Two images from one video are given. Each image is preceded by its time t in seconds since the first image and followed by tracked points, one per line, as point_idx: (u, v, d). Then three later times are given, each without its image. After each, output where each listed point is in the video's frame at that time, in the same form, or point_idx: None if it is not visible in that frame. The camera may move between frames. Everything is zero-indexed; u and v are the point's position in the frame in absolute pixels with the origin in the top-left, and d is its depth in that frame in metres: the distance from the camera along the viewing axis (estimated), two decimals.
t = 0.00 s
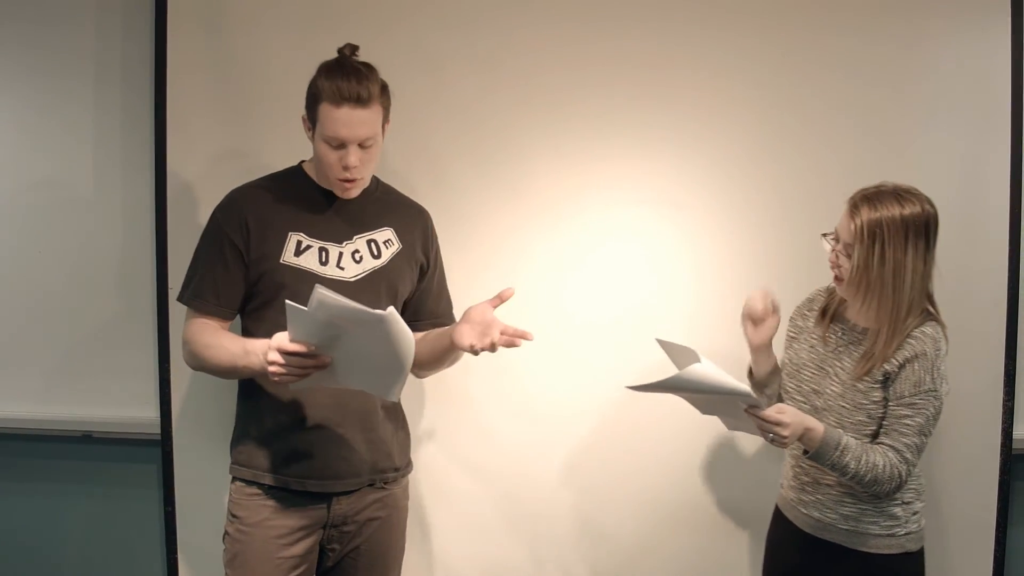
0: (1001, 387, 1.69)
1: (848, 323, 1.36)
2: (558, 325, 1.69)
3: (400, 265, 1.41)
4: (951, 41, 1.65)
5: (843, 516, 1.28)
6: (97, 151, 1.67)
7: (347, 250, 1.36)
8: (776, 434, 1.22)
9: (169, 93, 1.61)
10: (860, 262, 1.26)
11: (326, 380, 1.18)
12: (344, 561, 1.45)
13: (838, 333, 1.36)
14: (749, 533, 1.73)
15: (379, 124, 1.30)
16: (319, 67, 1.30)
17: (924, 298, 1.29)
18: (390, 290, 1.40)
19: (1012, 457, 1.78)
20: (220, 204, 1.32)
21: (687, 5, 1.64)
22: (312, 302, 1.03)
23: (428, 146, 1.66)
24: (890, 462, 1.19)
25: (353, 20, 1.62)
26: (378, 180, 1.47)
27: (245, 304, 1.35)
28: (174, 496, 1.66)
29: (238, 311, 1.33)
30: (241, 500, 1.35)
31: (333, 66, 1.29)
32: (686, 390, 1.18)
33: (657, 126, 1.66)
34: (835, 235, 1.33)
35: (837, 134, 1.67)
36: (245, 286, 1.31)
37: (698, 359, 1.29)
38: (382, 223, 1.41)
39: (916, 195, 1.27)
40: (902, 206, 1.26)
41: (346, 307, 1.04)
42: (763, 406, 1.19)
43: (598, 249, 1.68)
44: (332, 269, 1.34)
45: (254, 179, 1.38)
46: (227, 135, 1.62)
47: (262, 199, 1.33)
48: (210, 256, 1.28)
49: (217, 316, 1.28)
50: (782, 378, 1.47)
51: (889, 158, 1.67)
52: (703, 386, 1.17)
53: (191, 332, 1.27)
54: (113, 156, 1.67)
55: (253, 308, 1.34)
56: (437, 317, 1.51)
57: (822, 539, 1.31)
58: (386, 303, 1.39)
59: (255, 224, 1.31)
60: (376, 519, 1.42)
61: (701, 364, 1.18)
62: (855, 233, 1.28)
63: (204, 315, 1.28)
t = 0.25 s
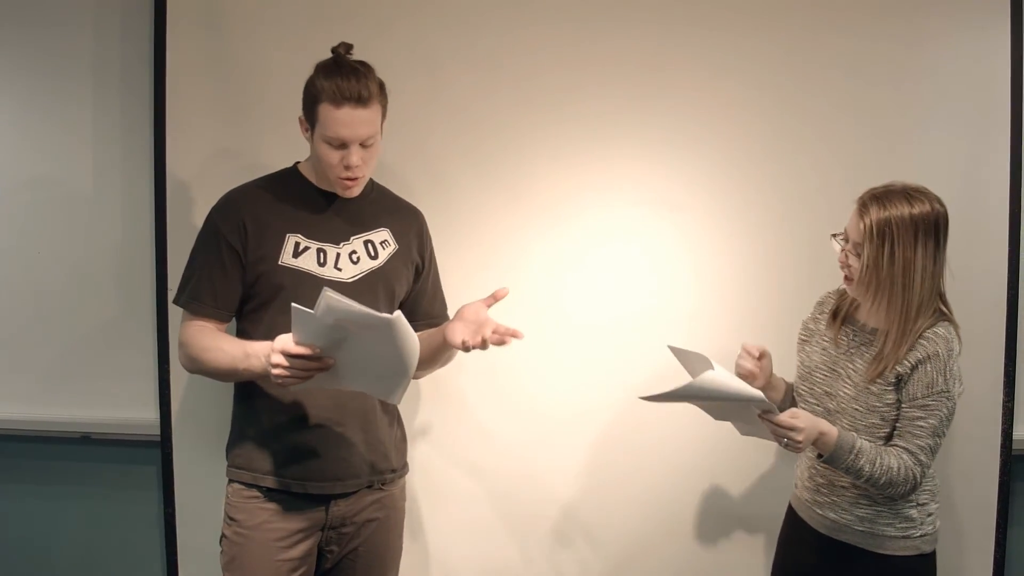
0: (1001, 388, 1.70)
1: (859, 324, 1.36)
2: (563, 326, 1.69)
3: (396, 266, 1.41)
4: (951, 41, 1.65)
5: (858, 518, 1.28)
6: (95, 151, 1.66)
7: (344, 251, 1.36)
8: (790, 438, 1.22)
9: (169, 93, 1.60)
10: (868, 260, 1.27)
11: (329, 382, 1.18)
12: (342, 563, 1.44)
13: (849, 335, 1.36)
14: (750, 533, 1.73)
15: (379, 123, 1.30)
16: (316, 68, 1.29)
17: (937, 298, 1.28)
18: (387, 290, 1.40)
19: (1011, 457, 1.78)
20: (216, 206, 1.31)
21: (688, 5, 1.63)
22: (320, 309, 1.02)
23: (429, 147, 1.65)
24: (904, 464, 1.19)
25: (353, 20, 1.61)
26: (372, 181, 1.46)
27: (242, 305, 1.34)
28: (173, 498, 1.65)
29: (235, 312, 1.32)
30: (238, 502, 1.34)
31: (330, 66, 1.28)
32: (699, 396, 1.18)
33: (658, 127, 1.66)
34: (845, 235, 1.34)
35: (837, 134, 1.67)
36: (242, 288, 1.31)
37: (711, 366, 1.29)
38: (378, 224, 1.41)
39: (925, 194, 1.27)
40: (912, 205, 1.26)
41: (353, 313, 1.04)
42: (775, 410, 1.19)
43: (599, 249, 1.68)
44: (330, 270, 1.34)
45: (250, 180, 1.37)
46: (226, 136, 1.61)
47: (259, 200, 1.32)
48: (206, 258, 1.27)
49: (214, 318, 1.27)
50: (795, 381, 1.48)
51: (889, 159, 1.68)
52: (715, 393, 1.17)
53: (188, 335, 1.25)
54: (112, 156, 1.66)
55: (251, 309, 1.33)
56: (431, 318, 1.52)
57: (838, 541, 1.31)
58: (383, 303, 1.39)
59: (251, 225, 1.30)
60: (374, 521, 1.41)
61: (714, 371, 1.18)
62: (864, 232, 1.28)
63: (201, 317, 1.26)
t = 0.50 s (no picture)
0: (1001, 388, 1.70)
1: (858, 325, 1.36)
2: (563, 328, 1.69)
3: (393, 265, 1.42)
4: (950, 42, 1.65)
5: (860, 518, 1.28)
6: (94, 152, 1.66)
7: (341, 251, 1.36)
8: (795, 445, 1.21)
9: (169, 94, 1.60)
10: (866, 258, 1.27)
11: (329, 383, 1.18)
12: (342, 565, 1.44)
13: (848, 336, 1.37)
14: (750, 533, 1.73)
15: (374, 121, 1.31)
16: (311, 66, 1.29)
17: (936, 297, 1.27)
18: (385, 290, 1.40)
19: (1012, 457, 1.78)
20: (213, 208, 1.31)
21: (688, 5, 1.63)
22: (321, 309, 1.02)
23: (428, 147, 1.65)
24: (906, 466, 1.19)
25: (353, 21, 1.61)
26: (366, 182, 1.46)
27: (240, 307, 1.34)
28: (173, 500, 1.64)
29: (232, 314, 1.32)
30: (238, 505, 1.34)
31: (324, 64, 1.28)
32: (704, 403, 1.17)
33: (658, 128, 1.66)
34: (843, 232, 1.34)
35: (836, 135, 1.67)
36: (240, 289, 1.30)
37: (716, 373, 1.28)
38: (374, 224, 1.41)
39: (926, 196, 1.27)
40: (913, 207, 1.26)
41: (356, 311, 1.03)
42: (779, 416, 1.18)
43: (599, 250, 1.68)
44: (328, 271, 1.34)
45: (245, 182, 1.37)
46: (226, 137, 1.61)
47: (256, 201, 1.32)
48: (203, 260, 1.26)
49: (211, 320, 1.27)
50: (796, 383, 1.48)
51: (889, 160, 1.67)
52: (719, 399, 1.17)
53: (187, 339, 1.25)
54: (112, 158, 1.66)
55: (249, 311, 1.33)
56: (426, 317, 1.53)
57: (839, 541, 1.31)
58: (381, 303, 1.40)
59: (248, 227, 1.30)
60: (374, 522, 1.41)
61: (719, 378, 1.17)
62: (864, 230, 1.28)
63: (198, 320, 1.26)
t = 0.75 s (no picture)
0: (1001, 389, 1.69)
1: (845, 327, 1.36)
2: (559, 329, 1.69)
3: (390, 263, 1.43)
4: (950, 42, 1.65)
5: (846, 520, 1.28)
6: (95, 154, 1.67)
7: (338, 250, 1.37)
8: (790, 447, 1.21)
9: (168, 97, 1.61)
10: (853, 257, 1.28)
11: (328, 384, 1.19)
12: (342, 567, 1.44)
13: (835, 338, 1.36)
14: (749, 534, 1.73)
15: (369, 113, 1.34)
16: (304, 62, 1.32)
17: (921, 299, 1.28)
18: (382, 288, 1.41)
19: (1012, 459, 1.77)
20: (208, 211, 1.31)
21: (686, 6, 1.63)
22: (325, 311, 1.02)
23: (427, 149, 1.65)
24: (899, 467, 1.19)
25: (352, 23, 1.62)
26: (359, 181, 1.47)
27: (238, 309, 1.34)
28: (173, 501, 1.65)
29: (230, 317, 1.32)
30: (239, 508, 1.33)
31: (318, 60, 1.32)
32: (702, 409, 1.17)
33: (656, 129, 1.66)
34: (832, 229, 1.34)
35: (835, 135, 1.67)
36: (238, 291, 1.31)
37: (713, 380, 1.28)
38: (369, 223, 1.42)
39: (919, 204, 1.28)
40: (904, 211, 1.26)
41: (359, 314, 1.03)
42: (775, 420, 1.19)
43: (596, 251, 1.68)
44: (326, 270, 1.35)
45: (239, 184, 1.37)
46: (225, 139, 1.62)
47: (253, 202, 1.33)
48: (200, 263, 1.27)
49: (209, 323, 1.27)
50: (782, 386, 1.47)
51: (888, 160, 1.67)
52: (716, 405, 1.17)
53: (187, 342, 1.25)
54: (112, 160, 1.67)
55: (247, 313, 1.33)
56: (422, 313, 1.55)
57: (825, 543, 1.31)
58: (379, 302, 1.41)
59: (245, 228, 1.30)
60: (374, 523, 1.41)
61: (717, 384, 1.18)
62: (852, 229, 1.29)
63: (196, 323, 1.26)
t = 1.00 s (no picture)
0: (1001, 390, 1.68)
1: (831, 328, 1.36)
2: (555, 329, 1.69)
3: (387, 262, 1.44)
4: (950, 41, 1.64)
5: (830, 521, 1.28)
6: (95, 157, 1.68)
7: (335, 250, 1.37)
8: (777, 445, 1.21)
9: (168, 99, 1.62)
10: (838, 254, 1.28)
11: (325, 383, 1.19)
12: (341, 566, 1.45)
13: (821, 339, 1.36)
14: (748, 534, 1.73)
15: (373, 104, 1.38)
16: (305, 57, 1.35)
17: (906, 301, 1.28)
18: (379, 287, 1.42)
19: (1013, 460, 1.76)
20: (204, 212, 1.32)
21: (685, 6, 1.64)
22: (311, 314, 1.03)
23: (425, 150, 1.66)
24: (885, 467, 1.19)
25: (351, 25, 1.63)
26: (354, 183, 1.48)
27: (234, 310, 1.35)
28: (173, 502, 1.66)
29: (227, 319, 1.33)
30: (237, 510, 1.34)
31: (321, 55, 1.35)
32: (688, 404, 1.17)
33: (654, 129, 1.66)
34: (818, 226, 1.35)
35: (834, 135, 1.66)
36: (234, 292, 1.31)
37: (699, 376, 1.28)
38: (365, 223, 1.43)
39: (905, 204, 1.27)
40: (889, 211, 1.27)
41: (344, 315, 1.04)
42: (763, 417, 1.17)
43: (593, 251, 1.68)
44: (323, 270, 1.35)
45: (235, 186, 1.38)
46: (225, 141, 1.63)
47: (249, 203, 1.33)
48: (197, 264, 1.27)
49: (206, 324, 1.28)
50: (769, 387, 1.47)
51: (887, 159, 1.67)
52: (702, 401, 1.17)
53: (182, 344, 1.26)
54: (113, 162, 1.68)
55: (244, 314, 1.34)
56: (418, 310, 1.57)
57: (809, 545, 1.31)
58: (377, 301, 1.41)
59: (242, 230, 1.31)
60: (373, 523, 1.42)
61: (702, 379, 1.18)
62: (836, 225, 1.30)
63: (192, 325, 1.27)
